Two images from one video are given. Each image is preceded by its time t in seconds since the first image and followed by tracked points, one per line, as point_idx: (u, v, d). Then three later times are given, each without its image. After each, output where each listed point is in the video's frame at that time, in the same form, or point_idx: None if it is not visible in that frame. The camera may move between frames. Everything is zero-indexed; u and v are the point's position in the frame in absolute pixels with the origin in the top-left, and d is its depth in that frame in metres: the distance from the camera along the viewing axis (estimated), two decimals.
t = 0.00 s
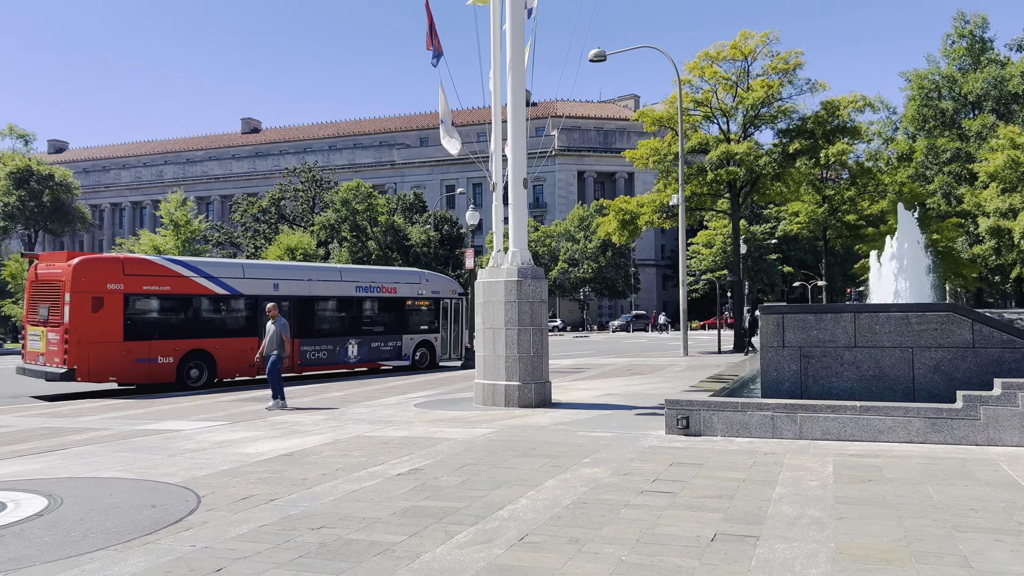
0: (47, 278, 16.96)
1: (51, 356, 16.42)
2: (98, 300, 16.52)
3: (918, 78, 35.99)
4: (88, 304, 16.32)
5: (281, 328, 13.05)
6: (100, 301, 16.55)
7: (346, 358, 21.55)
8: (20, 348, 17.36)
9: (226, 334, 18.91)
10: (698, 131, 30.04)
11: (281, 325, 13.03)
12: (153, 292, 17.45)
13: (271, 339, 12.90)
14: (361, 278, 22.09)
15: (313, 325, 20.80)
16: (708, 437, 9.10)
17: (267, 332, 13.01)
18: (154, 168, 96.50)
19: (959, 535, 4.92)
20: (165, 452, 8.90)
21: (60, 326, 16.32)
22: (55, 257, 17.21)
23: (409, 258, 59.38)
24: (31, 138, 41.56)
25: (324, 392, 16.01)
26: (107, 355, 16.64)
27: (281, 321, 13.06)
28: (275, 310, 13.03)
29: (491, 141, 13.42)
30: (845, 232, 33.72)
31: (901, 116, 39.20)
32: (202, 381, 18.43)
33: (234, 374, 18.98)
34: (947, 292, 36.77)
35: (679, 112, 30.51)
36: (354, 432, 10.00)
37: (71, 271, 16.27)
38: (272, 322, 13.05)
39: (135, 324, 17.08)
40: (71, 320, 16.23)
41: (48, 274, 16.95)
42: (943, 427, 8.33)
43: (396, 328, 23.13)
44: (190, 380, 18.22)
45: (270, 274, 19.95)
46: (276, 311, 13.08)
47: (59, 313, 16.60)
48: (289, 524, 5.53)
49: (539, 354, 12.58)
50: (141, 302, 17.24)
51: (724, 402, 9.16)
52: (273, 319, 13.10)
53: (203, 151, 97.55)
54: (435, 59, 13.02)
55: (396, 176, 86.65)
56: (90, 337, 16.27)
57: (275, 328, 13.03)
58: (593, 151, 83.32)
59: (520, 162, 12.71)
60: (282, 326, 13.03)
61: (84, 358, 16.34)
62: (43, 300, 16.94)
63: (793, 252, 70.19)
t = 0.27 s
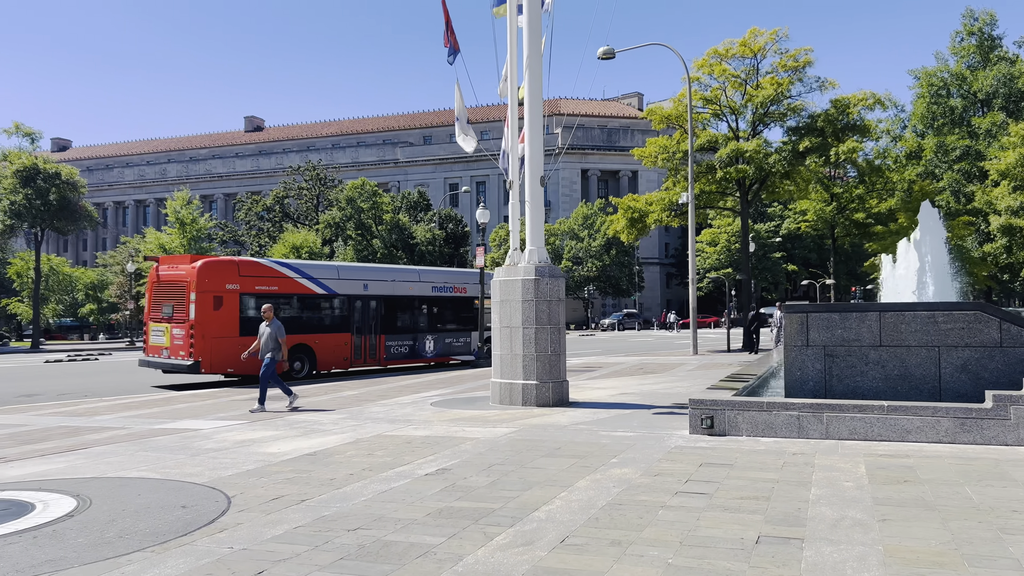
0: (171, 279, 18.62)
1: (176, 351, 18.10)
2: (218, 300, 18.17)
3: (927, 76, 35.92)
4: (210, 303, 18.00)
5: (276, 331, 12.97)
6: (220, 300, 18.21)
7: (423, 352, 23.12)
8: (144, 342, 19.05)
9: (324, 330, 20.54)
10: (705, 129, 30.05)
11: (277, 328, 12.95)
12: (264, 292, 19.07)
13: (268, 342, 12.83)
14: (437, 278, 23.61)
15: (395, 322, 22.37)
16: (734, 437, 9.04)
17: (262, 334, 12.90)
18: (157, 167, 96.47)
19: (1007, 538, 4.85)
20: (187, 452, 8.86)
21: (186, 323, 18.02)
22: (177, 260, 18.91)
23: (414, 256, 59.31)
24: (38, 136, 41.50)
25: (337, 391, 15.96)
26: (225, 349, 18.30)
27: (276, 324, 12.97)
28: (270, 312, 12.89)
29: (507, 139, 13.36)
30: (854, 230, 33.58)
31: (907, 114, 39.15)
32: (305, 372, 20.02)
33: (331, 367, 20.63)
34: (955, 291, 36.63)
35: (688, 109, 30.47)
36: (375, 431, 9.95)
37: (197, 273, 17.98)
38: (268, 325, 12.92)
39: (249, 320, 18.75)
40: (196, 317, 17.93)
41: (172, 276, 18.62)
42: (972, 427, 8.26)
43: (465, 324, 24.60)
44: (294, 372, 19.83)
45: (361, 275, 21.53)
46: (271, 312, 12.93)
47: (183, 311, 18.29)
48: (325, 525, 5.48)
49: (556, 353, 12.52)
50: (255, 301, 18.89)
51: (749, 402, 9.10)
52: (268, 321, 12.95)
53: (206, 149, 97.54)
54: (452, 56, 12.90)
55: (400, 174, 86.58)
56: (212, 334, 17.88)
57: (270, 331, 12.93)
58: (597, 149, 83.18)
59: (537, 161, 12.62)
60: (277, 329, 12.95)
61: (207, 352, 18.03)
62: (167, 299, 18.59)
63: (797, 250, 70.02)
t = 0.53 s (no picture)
0: (273, 276, 20.34)
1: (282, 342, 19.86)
2: (319, 295, 19.93)
3: (936, 72, 35.75)
4: (313, 299, 19.77)
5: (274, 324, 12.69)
6: (321, 296, 19.98)
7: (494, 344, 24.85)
8: (246, 334, 20.78)
9: (408, 323, 22.30)
10: (715, 125, 30.03)
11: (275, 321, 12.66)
12: (358, 289, 20.85)
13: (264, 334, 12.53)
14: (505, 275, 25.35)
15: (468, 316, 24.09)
16: (760, 431, 9.03)
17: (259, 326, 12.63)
18: (161, 163, 96.55)
19: None
20: (213, 446, 8.87)
21: (290, 316, 19.76)
22: (277, 259, 20.59)
23: (419, 253, 59.25)
24: (46, 132, 41.51)
25: (353, 386, 15.98)
26: (325, 341, 20.10)
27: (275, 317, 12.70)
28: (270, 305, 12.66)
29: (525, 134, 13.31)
30: (862, 226, 33.47)
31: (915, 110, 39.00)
32: (390, 362, 21.86)
33: (414, 357, 22.40)
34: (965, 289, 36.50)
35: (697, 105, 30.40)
36: (399, 426, 9.95)
37: (300, 271, 19.74)
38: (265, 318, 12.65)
39: (344, 315, 20.52)
40: (301, 311, 19.70)
41: (274, 273, 20.32)
42: (1001, 422, 8.24)
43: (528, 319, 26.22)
44: (382, 362, 21.67)
45: (438, 274, 23.18)
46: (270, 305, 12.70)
47: (287, 305, 20.03)
48: (367, 517, 5.48)
49: (575, 348, 12.49)
50: (350, 297, 20.65)
51: (776, 396, 9.08)
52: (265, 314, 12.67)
53: (210, 146, 97.59)
54: (470, 52, 12.68)
55: (404, 171, 86.54)
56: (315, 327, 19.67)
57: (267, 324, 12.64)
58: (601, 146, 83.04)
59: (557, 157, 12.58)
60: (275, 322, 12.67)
61: (310, 344, 19.83)
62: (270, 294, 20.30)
63: (802, 247, 69.86)
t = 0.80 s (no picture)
0: (356, 276, 22.41)
1: (367, 337, 21.90)
2: (400, 294, 22.10)
3: (945, 68, 35.63)
4: (395, 297, 21.94)
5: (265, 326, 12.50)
6: (401, 295, 22.14)
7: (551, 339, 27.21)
8: (329, 329, 22.74)
9: (473, 320, 24.53)
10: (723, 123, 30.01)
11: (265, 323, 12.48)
12: (432, 288, 23.07)
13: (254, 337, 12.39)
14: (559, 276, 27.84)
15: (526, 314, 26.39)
16: (783, 432, 9.01)
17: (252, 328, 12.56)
18: (165, 161, 96.66)
19: None
20: (237, 447, 8.87)
21: (375, 313, 21.85)
22: (359, 261, 22.71)
23: (425, 250, 59.15)
24: (53, 130, 41.55)
25: (367, 385, 15.96)
26: (405, 336, 22.22)
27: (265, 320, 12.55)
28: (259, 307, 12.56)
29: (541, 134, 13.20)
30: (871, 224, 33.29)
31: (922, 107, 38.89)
32: (460, 356, 24.02)
33: (480, 350, 24.65)
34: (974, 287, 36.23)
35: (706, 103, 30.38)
36: (420, 426, 9.93)
37: (384, 271, 21.91)
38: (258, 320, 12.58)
39: (419, 312, 22.66)
40: (385, 308, 21.83)
41: (357, 273, 22.42)
42: None
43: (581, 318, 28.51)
44: (453, 355, 23.81)
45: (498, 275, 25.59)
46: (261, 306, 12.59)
47: (370, 303, 22.08)
48: (403, 521, 5.46)
49: (593, 348, 12.44)
50: (426, 296, 22.86)
51: (799, 397, 9.06)
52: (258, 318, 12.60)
53: (214, 143, 97.66)
54: (486, 51, 12.70)
55: (407, 168, 86.49)
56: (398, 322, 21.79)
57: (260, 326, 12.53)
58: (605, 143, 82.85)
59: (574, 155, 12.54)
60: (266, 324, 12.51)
61: (392, 338, 21.95)
62: (353, 293, 22.36)
63: (806, 244, 69.61)
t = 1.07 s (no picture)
0: (427, 273, 23.97)
1: (437, 330, 23.51)
2: (468, 291, 23.60)
3: (954, 64, 35.50)
4: (463, 294, 23.41)
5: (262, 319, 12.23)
6: (468, 292, 23.59)
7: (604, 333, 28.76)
8: (400, 324, 24.39)
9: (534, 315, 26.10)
10: (731, 119, 29.94)
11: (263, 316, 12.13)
12: (498, 286, 24.55)
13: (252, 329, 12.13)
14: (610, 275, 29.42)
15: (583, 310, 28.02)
16: (808, 427, 8.98)
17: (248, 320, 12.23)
18: (169, 158, 96.71)
19: None
20: (260, 441, 8.85)
21: (444, 308, 23.39)
22: (429, 260, 24.28)
23: (430, 247, 59.07)
24: (61, 127, 41.55)
25: (381, 381, 15.95)
26: (471, 331, 23.72)
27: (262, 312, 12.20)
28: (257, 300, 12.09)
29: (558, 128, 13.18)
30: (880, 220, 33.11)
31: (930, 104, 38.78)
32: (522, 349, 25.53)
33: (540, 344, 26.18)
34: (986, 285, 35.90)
35: (715, 99, 30.33)
36: (441, 421, 9.91)
37: (453, 270, 23.39)
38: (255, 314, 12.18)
39: (486, 309, 24.13)
40: (454, 304, 23.34)
41: (427, 271, 23.99)
42: None
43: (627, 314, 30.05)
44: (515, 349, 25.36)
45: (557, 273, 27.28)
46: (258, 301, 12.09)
47: (440, 299, 23.66)
48: (440, 514, 5.43)
49: (610, 343, 12.40)
50: (492, 293, 24.33)
51: (824, 392, 9.02)
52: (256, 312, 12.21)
53: (218, 141, 97.66)
54: (503, 45, 12.64)
55: (411, 165, 86.40)
56: (466, 317, 23.30)
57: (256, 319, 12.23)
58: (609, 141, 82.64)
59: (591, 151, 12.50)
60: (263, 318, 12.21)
61: (462, 332, 23.55)
62: (423, 291, 23.97)
63: (811, 241, 69.38)
